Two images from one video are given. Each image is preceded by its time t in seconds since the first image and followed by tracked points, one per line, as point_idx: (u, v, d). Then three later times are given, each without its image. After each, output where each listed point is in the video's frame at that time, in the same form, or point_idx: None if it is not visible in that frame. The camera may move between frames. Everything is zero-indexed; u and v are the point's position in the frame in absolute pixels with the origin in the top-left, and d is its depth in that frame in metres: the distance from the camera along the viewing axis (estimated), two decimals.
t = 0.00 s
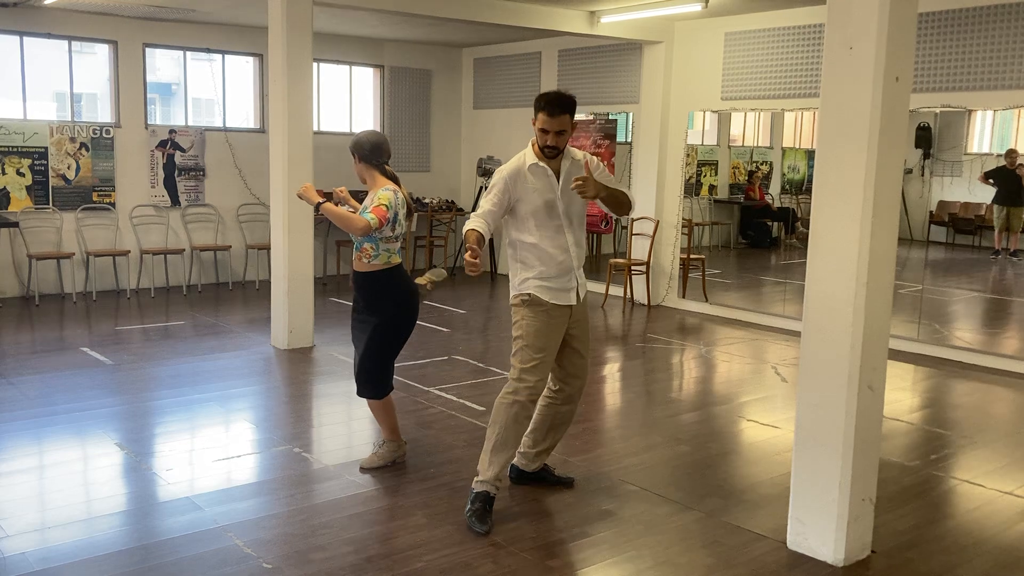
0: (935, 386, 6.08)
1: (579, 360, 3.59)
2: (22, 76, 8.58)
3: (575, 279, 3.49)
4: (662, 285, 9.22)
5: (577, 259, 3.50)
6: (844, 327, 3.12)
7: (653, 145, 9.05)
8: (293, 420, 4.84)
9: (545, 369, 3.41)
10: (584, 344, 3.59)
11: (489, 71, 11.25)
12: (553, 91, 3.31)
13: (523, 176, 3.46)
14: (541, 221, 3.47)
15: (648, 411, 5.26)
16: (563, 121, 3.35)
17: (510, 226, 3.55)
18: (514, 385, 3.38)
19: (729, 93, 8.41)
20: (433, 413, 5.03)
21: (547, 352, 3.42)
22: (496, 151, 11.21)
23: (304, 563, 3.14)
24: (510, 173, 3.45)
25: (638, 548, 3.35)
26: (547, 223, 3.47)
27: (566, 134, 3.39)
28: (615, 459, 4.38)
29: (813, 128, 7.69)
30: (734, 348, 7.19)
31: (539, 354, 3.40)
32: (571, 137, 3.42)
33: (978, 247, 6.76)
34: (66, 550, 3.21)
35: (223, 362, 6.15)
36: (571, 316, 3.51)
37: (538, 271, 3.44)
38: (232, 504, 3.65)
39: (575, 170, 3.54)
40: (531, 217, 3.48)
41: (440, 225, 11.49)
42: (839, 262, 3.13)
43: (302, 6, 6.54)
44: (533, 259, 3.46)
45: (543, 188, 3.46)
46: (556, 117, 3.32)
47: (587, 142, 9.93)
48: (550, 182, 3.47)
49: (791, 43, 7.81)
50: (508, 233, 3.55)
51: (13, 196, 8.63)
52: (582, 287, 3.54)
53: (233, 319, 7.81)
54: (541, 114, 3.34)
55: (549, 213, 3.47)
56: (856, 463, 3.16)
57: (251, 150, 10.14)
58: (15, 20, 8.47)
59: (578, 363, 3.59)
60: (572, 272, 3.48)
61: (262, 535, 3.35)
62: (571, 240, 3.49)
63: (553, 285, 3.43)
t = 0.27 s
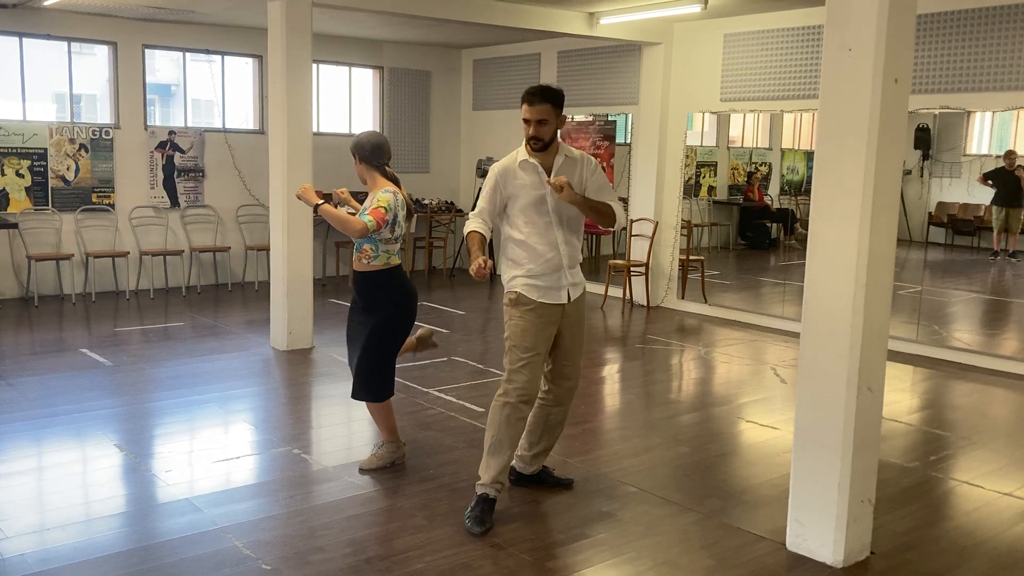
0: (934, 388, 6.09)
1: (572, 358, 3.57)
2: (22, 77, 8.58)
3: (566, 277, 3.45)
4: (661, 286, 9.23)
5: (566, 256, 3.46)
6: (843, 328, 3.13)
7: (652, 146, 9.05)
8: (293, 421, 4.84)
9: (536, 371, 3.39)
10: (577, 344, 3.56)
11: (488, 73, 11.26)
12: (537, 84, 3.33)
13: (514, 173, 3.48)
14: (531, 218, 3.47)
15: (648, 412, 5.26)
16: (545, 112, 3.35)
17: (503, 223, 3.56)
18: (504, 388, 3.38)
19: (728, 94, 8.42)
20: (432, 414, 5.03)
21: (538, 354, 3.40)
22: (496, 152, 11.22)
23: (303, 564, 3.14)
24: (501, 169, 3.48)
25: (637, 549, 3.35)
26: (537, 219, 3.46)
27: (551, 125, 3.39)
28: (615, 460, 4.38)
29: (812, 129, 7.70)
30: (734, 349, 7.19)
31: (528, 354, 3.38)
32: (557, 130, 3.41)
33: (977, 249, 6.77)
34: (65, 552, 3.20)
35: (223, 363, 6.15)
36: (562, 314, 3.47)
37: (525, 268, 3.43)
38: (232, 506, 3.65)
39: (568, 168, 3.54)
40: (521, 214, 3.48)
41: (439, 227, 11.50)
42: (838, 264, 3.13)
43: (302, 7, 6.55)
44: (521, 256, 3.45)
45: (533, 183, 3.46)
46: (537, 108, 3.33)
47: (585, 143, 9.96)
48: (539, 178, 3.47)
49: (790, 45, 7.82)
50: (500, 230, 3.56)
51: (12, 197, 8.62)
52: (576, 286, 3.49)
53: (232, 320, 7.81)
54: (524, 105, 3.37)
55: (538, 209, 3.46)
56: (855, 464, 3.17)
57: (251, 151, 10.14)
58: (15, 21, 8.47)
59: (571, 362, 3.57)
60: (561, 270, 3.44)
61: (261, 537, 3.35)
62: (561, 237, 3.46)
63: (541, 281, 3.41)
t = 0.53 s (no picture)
0: (933, 389, 6.09)
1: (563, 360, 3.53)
2: (21, 79, 8.58)
3: (550, 279, 3.42)
4: (660, 287, 9.22)
5: (551, 257, 3.42)
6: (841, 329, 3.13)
7: (651, 148, 9.06)
8: (292, 423, 4.84)
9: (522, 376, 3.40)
10: (569, 345, 3.52)
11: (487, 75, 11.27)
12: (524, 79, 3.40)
13: (505, 171, 3.50)
14: (519, 217, 3.47)
15: (647, 413, 5.25)
16: (524, 104, 3.37)
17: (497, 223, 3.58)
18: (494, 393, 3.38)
19: (727, 95, 8.42)
20: (431, 416, 5.03)
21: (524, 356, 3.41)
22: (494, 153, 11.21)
23: (302, 566, 3.13)
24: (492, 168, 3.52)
25: (636, 550, 3.35)
26: (524, 218, 3.47)
27: (532, 117, 3.39)
28: (614, 461, 4.37)
29: (811, 130, 7.70)
30: (733, 350, 7.19)
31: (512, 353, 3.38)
32: (542, 125, 3.42)
33: (975, 250, 6.79)
34: (63, 553, 3.20)
35: (221, 365, 6.15)
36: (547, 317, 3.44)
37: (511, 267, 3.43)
38: (230, 507, 3.64)
39: (561, 166, 3.51)
40: (512, 213, 3.49)
41: (438, 228, 11.49)
42: (837, 265, 3.13)
43: (301, 9, 6.55)
44: (509, 256, 3.46)
45: (522, 182, 3.48)
46: (518, 100, 3.37)
47: (584, 143, 9.96)
48: (529, 176, 3.48)
49: (789, 46, 7.82)
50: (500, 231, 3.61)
51: (11, 199, 8.62)
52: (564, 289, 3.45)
53: (231, 321, 7.80)
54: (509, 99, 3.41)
55: (526, 208, 3.46)
56: (854, 465, 3.16)
57: (250, 152, 10.13)
58: (13, 22, 8.47)
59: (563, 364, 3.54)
60: (545, 270, 3.42)
61: (260, 538, 3.35)
62: (548, 237, 3.44)
63: (523, 280, 3.40)
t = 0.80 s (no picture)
0: (932, 390, 6.09)
1: (555, 363, 3.46)
2: (19, 80, 8.58)
3: (514, 282, 3.38)
4: (659, 289, 9.23)
5: (517, 259, 3.39)
6: (839, 331, 3.13)
7: (650, 150, 9.06)
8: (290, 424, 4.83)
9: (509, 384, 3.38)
10: (557, 346, 3.47)
11: (485, 77, 11.28)
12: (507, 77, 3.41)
13: (486, 171, 3.52)
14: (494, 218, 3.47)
15: (646, 415, 5.26)
16: (499, 102, 3.36)
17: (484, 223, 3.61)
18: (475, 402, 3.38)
19: (726, 97, 8.42)
20: (430, 418, 5.03)
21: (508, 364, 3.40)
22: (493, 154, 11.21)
23: (301, 568, 3.13)
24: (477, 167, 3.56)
25: (634, 552, 3.35)
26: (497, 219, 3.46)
27: (509, 114, 3.37)
28: (613, 463, 4.37)
29: (810, 132, 7.71)
30: (732, 352, 7.19)
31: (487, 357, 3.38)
32: (519, 124, 3.39)
33: (974, 251, 6.74)
34: (62, 555, 3.20)
35: (220, 366, 6.14)
36: (524, 320, 3.40)
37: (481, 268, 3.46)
38: (229, 509, 3.64)
39: (539, 167, 3.43)
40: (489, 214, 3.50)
41: (437, 229, 11.50)
42: (835, 267, 3.13)
43: (300, 11, 6.55)
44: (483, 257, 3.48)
45: (498, 182, 3.47)
46: (495, 97, 3.36)
47: (583, 145, 9.96)
48: (506, 177, 3.46)
49: (788, 48, 7.83)
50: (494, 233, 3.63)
51: (9, 200, 8.61)
52: (533, 294, 3.39)
53: (230, 323, 7.80)
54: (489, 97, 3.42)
55: (499, 209, 3.46)
56: (852, 467, 3.17)
57: (248, 153, 10.12)
58: (12, 24, 8.47)
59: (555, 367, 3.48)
60: (511, 274, 3.39)
61: (258, 540, 3.35)
62: (516, 240, 3.40)
63: (490, 280, 3.40)
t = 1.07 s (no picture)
0: (931, 391, 6.09)
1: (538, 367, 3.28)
2: (18, 82, 8.57)
3: (483, 284, 3.26)
4: (658, 289, 9.24)
5: (486, 261, 3.27)
6: (838, 334, 3.13)
7: (649, 151, 9.06)
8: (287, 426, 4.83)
9: (490, 393, 3.34)
10: (540, 356, 3.29)
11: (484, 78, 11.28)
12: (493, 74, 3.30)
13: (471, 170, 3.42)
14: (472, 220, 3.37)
15: (644, 416, 5.26)
16: (476, 99, 3.25)
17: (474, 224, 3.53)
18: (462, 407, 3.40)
19: (725, 98, 8.42)
20: (428, 419, 5.03)
21: (489, 373, 3.34)
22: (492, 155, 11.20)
23: (300, 570, 3.13)
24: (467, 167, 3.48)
25: (633, 553, 3.35)
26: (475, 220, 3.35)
27: (487, 111, 3.25)
28: (612, 464, 4.37)
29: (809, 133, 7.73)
30: (730, 352, 7.19)
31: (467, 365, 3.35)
32: (498, 121, 3.26)
33: (973, 252, 6.78)
34: (60, 557, 3.19)
35: (218, 367, 6.14)
36: (496, 325, 3.28)
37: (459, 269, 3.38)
38: (227, 511, 3.64)
39: (516, 168, 3.28)
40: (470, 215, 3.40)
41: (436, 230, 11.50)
42: (834, 268, 3.13)
43: (298, 12, 6.55)
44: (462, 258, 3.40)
45: (478, 183, 3.36)
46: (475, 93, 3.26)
47: (582, 147, 9.98)
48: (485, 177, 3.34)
49: (786, 49, 7.84)
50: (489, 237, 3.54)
51: (8, 202, 8.61)
52: (501, 297, 3.24)
53: (228, 324, 7.79)
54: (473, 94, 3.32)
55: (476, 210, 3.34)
56: (851, 468, 3.17)
57: (247, 154, 10.12)
58: (11, 25, 8.47)
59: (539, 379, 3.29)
60: (479, 276, 3.28)
61: (257, 542, 3.34)
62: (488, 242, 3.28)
63: (462, 282, 3.33)
